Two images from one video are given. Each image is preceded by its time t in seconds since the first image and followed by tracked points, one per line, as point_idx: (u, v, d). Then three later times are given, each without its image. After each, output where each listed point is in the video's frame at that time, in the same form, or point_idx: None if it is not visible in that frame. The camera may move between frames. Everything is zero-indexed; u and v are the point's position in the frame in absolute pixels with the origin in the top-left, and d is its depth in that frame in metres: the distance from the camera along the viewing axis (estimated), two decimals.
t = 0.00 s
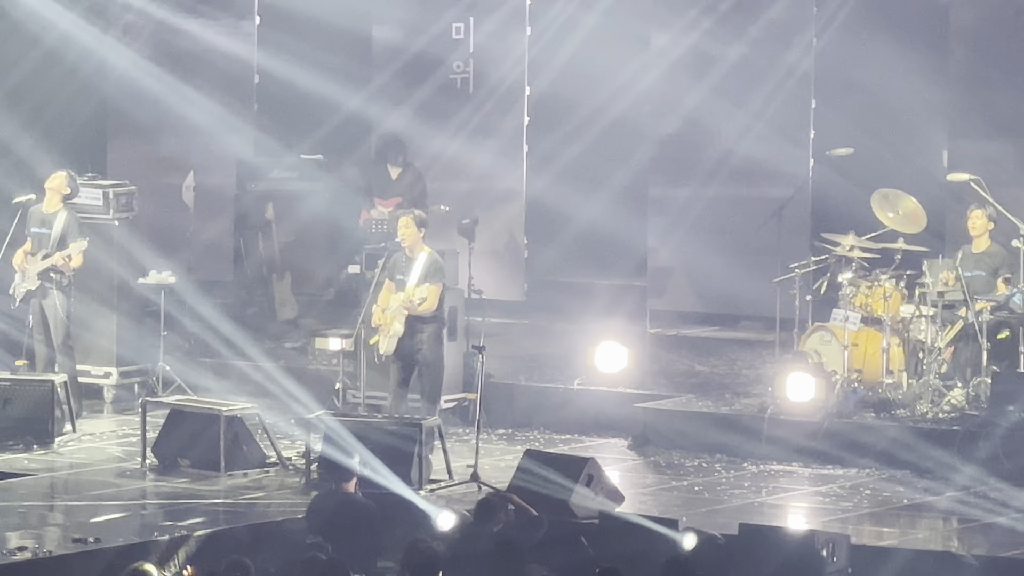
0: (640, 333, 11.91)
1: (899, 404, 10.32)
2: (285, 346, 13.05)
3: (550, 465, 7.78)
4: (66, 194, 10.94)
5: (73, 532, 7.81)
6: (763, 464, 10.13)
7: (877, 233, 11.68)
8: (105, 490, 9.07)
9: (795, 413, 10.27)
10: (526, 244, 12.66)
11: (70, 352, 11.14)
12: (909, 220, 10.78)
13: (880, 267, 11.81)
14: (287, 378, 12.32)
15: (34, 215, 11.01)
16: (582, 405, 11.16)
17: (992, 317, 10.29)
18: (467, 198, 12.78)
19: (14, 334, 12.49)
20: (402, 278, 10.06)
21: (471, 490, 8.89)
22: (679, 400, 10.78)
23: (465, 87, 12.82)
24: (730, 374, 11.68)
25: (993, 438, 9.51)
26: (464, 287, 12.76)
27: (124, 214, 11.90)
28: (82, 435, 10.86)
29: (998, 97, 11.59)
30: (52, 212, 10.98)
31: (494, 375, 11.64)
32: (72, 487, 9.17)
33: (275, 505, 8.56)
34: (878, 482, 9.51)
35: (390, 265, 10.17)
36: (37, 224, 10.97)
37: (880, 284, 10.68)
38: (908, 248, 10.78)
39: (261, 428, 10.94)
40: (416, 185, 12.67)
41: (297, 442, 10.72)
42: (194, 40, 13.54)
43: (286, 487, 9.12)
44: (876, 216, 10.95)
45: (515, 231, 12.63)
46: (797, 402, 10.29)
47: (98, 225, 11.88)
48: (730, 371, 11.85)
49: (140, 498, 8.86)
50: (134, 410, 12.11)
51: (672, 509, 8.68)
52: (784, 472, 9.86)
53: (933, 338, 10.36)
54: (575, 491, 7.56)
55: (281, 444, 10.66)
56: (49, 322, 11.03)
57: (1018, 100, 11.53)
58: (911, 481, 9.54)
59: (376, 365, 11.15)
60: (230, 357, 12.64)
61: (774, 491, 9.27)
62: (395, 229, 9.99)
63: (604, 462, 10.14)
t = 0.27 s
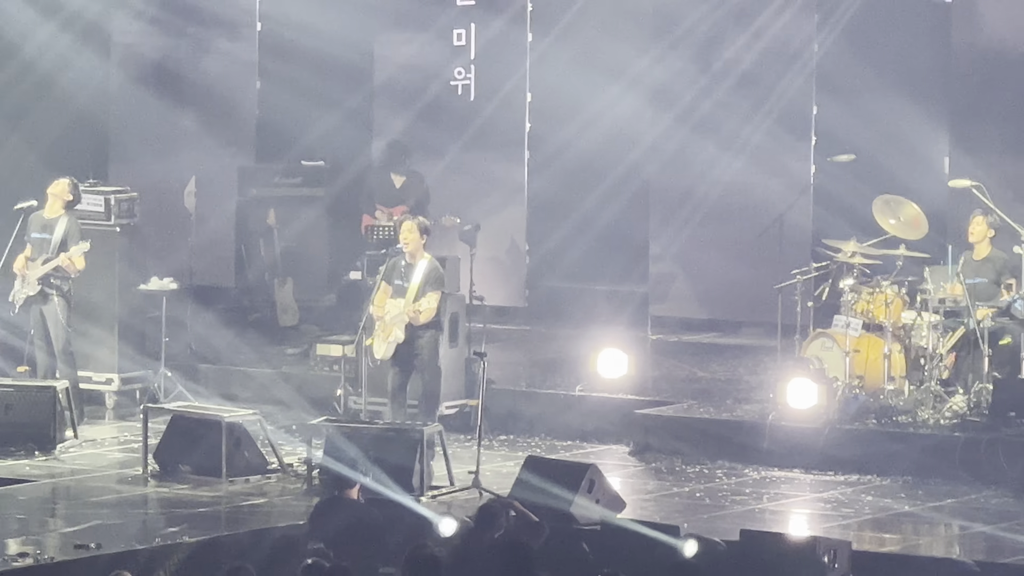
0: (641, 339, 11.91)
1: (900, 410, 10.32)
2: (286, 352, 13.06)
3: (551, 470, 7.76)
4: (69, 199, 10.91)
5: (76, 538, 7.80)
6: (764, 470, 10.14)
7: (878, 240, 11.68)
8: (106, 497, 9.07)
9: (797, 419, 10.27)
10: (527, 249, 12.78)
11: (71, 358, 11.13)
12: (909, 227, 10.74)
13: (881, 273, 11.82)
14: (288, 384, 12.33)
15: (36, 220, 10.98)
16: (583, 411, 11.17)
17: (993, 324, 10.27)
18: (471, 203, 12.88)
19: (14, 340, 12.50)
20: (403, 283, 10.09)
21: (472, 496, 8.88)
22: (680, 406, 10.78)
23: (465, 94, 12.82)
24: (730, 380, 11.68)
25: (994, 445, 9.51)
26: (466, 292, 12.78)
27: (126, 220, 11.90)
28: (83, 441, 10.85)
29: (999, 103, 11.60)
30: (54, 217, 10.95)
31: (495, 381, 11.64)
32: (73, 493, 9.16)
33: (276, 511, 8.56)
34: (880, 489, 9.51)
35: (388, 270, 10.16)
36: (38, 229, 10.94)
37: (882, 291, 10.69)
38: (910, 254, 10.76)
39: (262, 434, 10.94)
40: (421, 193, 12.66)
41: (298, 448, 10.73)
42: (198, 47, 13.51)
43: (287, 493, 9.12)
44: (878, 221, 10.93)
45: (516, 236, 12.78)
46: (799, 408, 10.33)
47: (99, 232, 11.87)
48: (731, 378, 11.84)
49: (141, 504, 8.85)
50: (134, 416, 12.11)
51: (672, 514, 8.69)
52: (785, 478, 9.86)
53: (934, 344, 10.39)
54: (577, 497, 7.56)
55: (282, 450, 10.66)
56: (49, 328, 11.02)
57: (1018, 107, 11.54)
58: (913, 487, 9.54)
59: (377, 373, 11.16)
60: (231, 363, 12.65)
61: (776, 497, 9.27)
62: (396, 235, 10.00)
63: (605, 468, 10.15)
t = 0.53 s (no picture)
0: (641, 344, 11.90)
1: (900, 416, 10.31)
2: (285, 358, 13.05)
3: (551, 477, 7.75)
4: (68, 205, 10.93)
5: (75, 543, 7.80)
6: (764, 476, 10.13)
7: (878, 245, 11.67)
8: (107, 502, 9.06)
9: (797, 424, 10.24)
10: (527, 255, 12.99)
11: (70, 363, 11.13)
12: (910, 232, 10.69)
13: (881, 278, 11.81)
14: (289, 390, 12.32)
15: (34, 226, 10.99)
16: (583, 417, 11.15)
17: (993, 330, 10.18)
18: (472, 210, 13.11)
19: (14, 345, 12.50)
20: (397, 290, 10.02)
21: (472, 501, 8.87)
22: (680, 412, 10.77)
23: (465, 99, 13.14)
24: (731, 386, 11.67)
25: (994, 450, 9.49)
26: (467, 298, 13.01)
27: (125, 225, 11.92)
28: (83, 446, 10.84)
29: (999, 107, 11.58)
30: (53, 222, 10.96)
31: (494, 386, 11.62)
32: (73, 499, 9.16)
33: (276, 516, 8.55)
34: (880, 494, 9.49)
35: (383, 273, 10.13)
36: (36, 235, 10.95)
37: (882, 295, 10.67)
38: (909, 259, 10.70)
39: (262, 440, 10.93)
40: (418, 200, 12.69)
41: (299, 453, 10.72)
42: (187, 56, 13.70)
43: (287, 498, 9.11)
44: (878, 226, 10.84)
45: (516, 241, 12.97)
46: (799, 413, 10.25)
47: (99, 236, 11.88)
48: (732, 382, 11.82)
49: (141, 509, 8.85)
50: (134, 421, 12.11)
51: (672, 520, 8.67)
52: (785, 484, 9.85)
53: (934, 350, 10.33)
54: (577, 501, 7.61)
55: (282, 455, 10.65)
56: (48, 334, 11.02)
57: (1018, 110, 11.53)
58: (914, 493, 9.53)
59: (377, 377, 11.14)
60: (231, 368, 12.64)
61: (775, 503, 9.27)
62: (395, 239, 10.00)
63: (605, 474, 10.13)
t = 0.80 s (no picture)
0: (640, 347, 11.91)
1: (900, 418, 10.30)
2: (285, 360, 13.06)
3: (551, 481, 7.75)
4: (66, 208, 10.94)
5: (75, 546, 7.79)
6: (764, 479, 10.14)
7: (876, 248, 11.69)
8: (107, 505, 9.07)
9: (796, 427, 10.25)
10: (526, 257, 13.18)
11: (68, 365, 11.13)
12: (909, 235, 10.71)
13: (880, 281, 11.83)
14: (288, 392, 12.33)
15: (33, 229, 10.98)
16: (581, 419, 11.16)
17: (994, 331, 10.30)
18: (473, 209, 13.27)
19: (13, 347, 12.48)
20: (398, 292, 10.04)
21: (471, 504, 8.87)
22: (680, 415, 10.78)
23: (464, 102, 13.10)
24: (730, 388, 11.69)
25: (993, 453, 9.49)
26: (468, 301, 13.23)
27: (125, 228, 11.95)
28: (83, 449, 10.84)
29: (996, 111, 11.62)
30: (51, 225, 10.96)
31: (493, 389, 11.63)
32: (73, 502, 9.16)
33: (275, 519, 8.56)
34: (880, 497, 9.50)
35: (382, 275, 10.13)
36: (34, 238, 10.95)
37: (881, 298, 10.66)
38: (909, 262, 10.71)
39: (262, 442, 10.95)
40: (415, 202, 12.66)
41: (298, 456, 10.73)
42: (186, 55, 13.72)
43: (287, 501, 9.12)
44: (877, 228, 10.89)
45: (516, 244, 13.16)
46: (798, 416, 10.26)
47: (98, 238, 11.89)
48: (730, 385, 11.83)
49: (141, 512, 8.85)
50: (133, 424, 12.10)
51: (671, 523, 8.69)
52: (785, 487, 9.86)
53: (934, 353, 10.32)
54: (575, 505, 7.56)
55: (282, 458, 10.66)
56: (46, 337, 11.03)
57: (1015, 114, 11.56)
58: (913, 495, 9.53)
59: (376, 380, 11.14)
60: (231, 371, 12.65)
61: (775, 506, 9.27)
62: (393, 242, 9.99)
63: (604, 476, 10.15)
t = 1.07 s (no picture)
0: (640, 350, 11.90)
1: (899, 421, 10.28)
2: (284, 363, 13.05)
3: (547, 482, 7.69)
4: (64, 210, 10.91)
5: (73, 549, 7.78)
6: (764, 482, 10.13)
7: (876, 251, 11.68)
8: (107, 507, 9.06)
9: (796, 430, 10.24)
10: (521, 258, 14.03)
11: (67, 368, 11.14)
12: (909, 238, 10.66)
13: (881, 284, 11.81)
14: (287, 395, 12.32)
15: (32, 232, 10.97)
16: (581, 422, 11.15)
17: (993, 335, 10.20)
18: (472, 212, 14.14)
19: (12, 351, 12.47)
20: (398, 295, 10.04)
21: (470, 506, 8.85)
22: (680, 418, 10.76)
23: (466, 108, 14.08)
24: (730, 391, 11.67)
25: (992, 456, 9.47)
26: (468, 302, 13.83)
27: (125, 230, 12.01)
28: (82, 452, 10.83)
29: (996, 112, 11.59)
30: (50, 228, 10.95)
31: (493, 392, 11.61)
32: (72, 504, 9.14)
33: (274, 522, 8.54)
34: (879, 500, 9.48)
35: (384, 279, 10.13)
36: (33, 241, 10.94)
37: (881, 302, 10.65)
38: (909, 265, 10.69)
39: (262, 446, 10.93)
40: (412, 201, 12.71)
41: (298, 459, 10.72)
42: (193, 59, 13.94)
43: (285, 504, 9.10)
44: (877, 232, 10.85)
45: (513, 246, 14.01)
46: (798, 419, 10.24)
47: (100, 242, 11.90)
48: (731, 388, 11.82)
49: (140, 515, 8.84)
50: (133, 427, 12.09)
51: (670, 525, 8.67)
52: (784, 490, 9.85)
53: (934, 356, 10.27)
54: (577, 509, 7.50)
55: (282, 461, 10.65)
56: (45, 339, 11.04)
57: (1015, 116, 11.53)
58: (912, 498, 9.52)
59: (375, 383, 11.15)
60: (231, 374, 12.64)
61: (774, 509, 9.26)
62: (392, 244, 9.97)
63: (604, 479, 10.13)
